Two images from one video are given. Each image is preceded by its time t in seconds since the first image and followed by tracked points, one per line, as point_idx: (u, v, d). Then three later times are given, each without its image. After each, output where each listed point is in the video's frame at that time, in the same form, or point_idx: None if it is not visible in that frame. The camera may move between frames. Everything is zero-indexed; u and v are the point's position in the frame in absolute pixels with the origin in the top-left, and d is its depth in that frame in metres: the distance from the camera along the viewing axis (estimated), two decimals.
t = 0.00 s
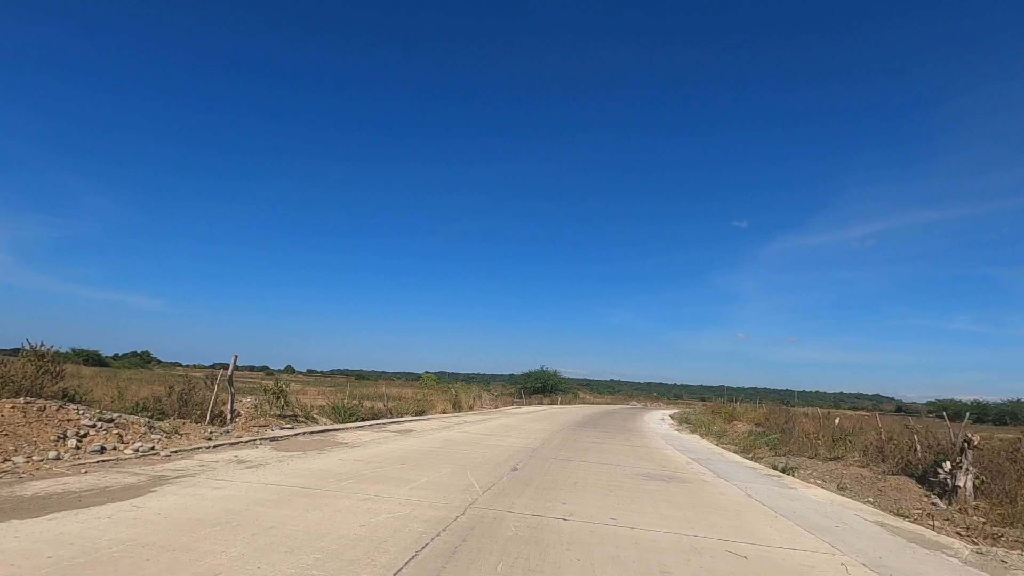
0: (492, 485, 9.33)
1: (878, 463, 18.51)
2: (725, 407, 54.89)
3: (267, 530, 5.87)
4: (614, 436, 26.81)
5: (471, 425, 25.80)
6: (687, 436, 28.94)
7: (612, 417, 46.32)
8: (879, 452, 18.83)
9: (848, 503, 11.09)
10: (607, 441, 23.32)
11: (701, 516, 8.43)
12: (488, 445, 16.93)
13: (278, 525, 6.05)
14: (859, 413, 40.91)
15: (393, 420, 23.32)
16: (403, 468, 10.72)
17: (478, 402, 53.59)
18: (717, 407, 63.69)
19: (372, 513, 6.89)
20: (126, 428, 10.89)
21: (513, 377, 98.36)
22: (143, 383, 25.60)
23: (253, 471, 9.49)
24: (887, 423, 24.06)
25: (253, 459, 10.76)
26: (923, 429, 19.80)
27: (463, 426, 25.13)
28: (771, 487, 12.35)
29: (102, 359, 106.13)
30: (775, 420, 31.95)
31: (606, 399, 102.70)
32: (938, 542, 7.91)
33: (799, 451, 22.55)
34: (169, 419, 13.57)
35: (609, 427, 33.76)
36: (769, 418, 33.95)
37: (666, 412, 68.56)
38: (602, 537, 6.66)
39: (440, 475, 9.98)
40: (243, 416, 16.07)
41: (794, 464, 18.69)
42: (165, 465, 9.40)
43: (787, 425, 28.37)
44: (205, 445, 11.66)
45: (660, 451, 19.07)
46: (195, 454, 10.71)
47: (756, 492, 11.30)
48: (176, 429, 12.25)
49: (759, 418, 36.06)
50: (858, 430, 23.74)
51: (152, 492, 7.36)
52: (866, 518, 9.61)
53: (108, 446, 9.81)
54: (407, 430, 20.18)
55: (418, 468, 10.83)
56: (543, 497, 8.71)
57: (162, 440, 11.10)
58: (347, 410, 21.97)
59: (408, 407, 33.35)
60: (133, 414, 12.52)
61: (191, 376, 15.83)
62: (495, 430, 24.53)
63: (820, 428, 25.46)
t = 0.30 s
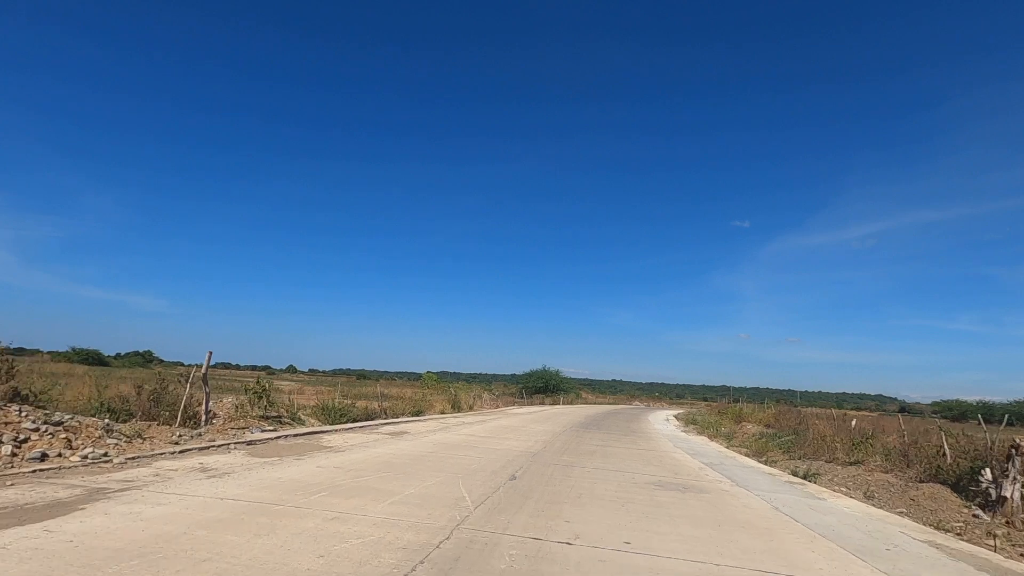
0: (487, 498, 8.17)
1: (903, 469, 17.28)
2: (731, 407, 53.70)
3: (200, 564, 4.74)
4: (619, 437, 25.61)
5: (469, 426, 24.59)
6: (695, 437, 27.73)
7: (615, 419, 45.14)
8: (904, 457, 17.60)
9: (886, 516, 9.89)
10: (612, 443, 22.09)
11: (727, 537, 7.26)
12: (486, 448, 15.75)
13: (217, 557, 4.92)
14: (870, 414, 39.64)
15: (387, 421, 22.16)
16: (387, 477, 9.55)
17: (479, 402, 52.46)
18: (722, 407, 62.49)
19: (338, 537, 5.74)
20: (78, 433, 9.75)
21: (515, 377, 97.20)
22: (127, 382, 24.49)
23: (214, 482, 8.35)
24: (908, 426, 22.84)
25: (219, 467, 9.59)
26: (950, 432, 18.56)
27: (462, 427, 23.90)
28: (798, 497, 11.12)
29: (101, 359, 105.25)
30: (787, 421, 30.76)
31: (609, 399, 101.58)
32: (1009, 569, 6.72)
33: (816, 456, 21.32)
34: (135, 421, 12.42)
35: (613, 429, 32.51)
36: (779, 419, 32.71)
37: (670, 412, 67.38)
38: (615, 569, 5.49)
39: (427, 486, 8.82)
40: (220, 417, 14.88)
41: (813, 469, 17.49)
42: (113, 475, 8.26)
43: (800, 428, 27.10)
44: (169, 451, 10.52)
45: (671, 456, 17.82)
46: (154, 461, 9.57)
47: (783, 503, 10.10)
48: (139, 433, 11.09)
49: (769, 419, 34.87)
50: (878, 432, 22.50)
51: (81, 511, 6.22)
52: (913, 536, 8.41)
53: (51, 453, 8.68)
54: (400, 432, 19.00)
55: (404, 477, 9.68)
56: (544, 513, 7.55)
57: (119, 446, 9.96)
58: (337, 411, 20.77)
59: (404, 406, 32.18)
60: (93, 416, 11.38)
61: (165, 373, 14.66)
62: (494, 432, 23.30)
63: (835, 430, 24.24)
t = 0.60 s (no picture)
0: (475, 515, 6.99)
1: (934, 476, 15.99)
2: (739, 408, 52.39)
3: None
4: (625, 440, 24.33)
5: (466, 427, 23.37)
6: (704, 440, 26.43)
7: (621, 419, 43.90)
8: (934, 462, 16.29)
9: (936, 535, 8.63)
10: (619, 446, 20.81)
11: (763, 567, 6.02)
12: (482, 452, 14.53)
13: None
14: (882, 415, 38.39)
15: (380, 422, 20.97)
16: (363, 488, 8.38)
17: (481, 403, 51.32)
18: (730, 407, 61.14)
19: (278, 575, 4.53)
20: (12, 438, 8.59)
21: (517, 377, 96.03)
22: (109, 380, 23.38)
23: (157, 495, 7.16)
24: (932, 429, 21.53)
25: (171, 476, 8.41)
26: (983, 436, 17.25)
27: (458, 428, 22.67)
28: (828, 509, 9.87)
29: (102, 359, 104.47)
30: (800, 422, 29.46)
31: (613, 399, 100.36)
32: None
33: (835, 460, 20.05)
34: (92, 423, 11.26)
35: (617, 430, 31.27)
36: (791, 420, 31.39)
37: (675, 413, 66.08)
38: None
39: (407, 500, 7.61)
40: (192, 418, 13.71)
41: (835, 475, 16.22)
42: (38, 488, 7.09)
43: (815, 430, 25.77)
44: (121, 457, 9.35)
45: (682, 460, 16.57)
46: (97, 470, 8.40)
47: (815, 518, 8.85)
48: (91, 437, 9.96)
49: (780, 420, 33.58)
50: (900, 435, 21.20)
51: None
52: (977, 562, 7.15)
53: None
54: (391, 433, 17.82)
55: (383, 488, 8.49)
56: (543, 536, 6.32)
57: (61, 452, 8.80)
58: (325, 411, 19.58)
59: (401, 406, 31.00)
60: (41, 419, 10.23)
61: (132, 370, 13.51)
62: (493, 434, 22.09)
63: (854, 432, 22.93)
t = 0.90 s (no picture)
0: (465, 539, 5.83)
1: (971, 484, 14.75)
2: (748, 408, 51.12)
3: None
4: (633, 443, 23.05)
5: (466, 429, 22.15)
6: (717, 443, 25.13)
7: (627, 420, 42.73)
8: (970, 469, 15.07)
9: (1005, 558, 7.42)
10: (628, 449, 19.55)
11: None
12: (480, 457, 13.40)
13: None
14: (896, 417, 37.11)
15: (374, 424, 19.79)
16: (338, 503, 7.20)
17: (483, 403, 50.24)
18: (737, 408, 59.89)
19: None
20: None
21: (520, 377, 94.87)
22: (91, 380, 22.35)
23: (87, 513, 6.03)
24: (960, 432, 20.29)
25: (118, 487, 7.29)
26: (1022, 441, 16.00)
27: (457, 431, 21.47)
28: (872, 527, 8.62)
29: (104, 358, 103.79)
30: (815, 424, 28.26)
31: (617, 399, 99.19)
32: None
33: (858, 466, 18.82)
34: (46, 425, 10.16)
35: (624, 432, 30.06)
36: (805, 423, 30.07)
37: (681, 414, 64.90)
38: None
39: (387, 518, 6.47)
40: (164, 419, 12.58)
41: (863, 482, 15.00)
42: None
43: (833, 433, 24.43)
44: (67, 464, 8.23)
45: (697, 466, 15.31)
46: (32, 479, 7.27)
47: (862, 539, 7.61)
48: (38, 441, 8.84)
49: (793, 421, 32.37)
50: (928, 439, 19.95)
51: None
52: None
53: None
54: (384, 436, 16.63)
55: (361, 503, 7.34)
56: (546, 568, 5.17)
57: None
58: (315, 412, 18.41)
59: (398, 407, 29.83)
60: None
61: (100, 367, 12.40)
62: (494, 437, 20.85)
63: (876, 435, 21.70)
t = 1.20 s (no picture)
0: None
1: (1012, 492, 13.57)
2: (755, 409, 49.88)
3: None
4: (640, 445, 21.84)
5: (462, 432, 20.96)
6: (727, 445, 23.97)
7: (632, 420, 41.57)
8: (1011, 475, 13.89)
9: None
10: (635, 452, 18.35)
11: None
12: (476, 464, 12.24)
13: None
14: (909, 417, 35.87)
15: (364, 427, 18.64)
16: (301, 526, 6.04)
17: (483, 403, 49.10)
18: (744, 408, 58.64)
19: None
20: None
21: (522, 377, 93.68)
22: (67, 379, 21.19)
23: None
24: (990, 434, 19.10)
25: (39, 505, 6.12)
26: None
27: (453, 433, 20.28)
28: (928, 549, 7.43)
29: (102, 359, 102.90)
30: (830, 425, 27.08)
31: (620, 399, 97.98)
32: None
33: (883, 472, 17.63)
34: None
35: (629, 433, 28.88)
36: (819, 424, 28.85)
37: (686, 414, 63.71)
38: None
39: (355, 547, 5.31)
40: (127, 423, 11.41)
41: (894, 490, 13.83)
42: None
43: (851, 435, 23.21)
44: None
45: (712, 472, 14.12)
46: None
47: (925, 565, 6.44)
48: None
49: (806, 422, 31.19)
50: (956, 442, 18.75)
51: None
52: None
53: None
54: (374, 440, 15.46)
55: (330, 525, 6.19)
56: None
57: None
58: (300, 415, 17.22)
59: (393, 408, 28.63)
60: None
61: (54, 363, 11.23)
62: (492, 440, 19.67)
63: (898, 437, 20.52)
